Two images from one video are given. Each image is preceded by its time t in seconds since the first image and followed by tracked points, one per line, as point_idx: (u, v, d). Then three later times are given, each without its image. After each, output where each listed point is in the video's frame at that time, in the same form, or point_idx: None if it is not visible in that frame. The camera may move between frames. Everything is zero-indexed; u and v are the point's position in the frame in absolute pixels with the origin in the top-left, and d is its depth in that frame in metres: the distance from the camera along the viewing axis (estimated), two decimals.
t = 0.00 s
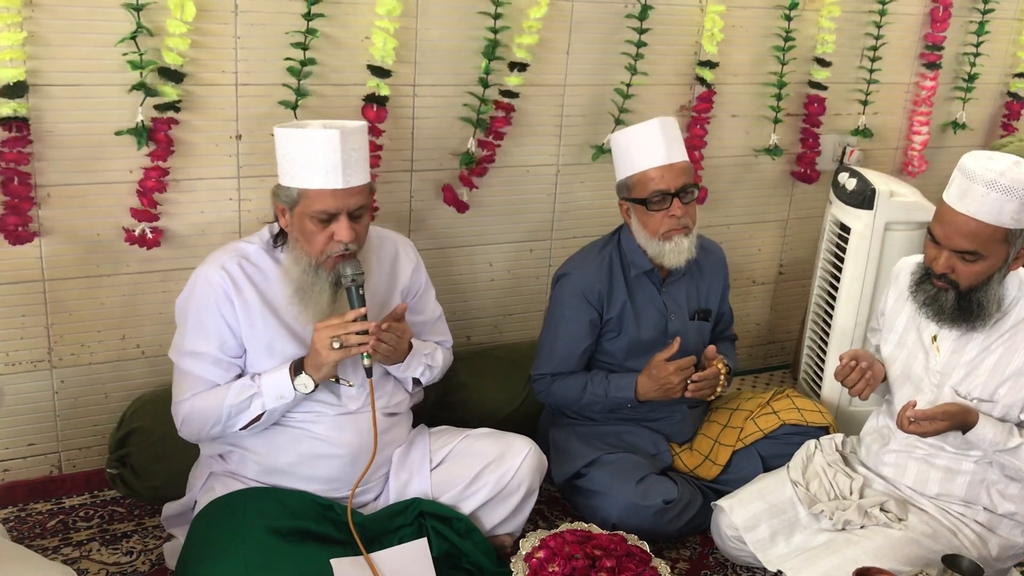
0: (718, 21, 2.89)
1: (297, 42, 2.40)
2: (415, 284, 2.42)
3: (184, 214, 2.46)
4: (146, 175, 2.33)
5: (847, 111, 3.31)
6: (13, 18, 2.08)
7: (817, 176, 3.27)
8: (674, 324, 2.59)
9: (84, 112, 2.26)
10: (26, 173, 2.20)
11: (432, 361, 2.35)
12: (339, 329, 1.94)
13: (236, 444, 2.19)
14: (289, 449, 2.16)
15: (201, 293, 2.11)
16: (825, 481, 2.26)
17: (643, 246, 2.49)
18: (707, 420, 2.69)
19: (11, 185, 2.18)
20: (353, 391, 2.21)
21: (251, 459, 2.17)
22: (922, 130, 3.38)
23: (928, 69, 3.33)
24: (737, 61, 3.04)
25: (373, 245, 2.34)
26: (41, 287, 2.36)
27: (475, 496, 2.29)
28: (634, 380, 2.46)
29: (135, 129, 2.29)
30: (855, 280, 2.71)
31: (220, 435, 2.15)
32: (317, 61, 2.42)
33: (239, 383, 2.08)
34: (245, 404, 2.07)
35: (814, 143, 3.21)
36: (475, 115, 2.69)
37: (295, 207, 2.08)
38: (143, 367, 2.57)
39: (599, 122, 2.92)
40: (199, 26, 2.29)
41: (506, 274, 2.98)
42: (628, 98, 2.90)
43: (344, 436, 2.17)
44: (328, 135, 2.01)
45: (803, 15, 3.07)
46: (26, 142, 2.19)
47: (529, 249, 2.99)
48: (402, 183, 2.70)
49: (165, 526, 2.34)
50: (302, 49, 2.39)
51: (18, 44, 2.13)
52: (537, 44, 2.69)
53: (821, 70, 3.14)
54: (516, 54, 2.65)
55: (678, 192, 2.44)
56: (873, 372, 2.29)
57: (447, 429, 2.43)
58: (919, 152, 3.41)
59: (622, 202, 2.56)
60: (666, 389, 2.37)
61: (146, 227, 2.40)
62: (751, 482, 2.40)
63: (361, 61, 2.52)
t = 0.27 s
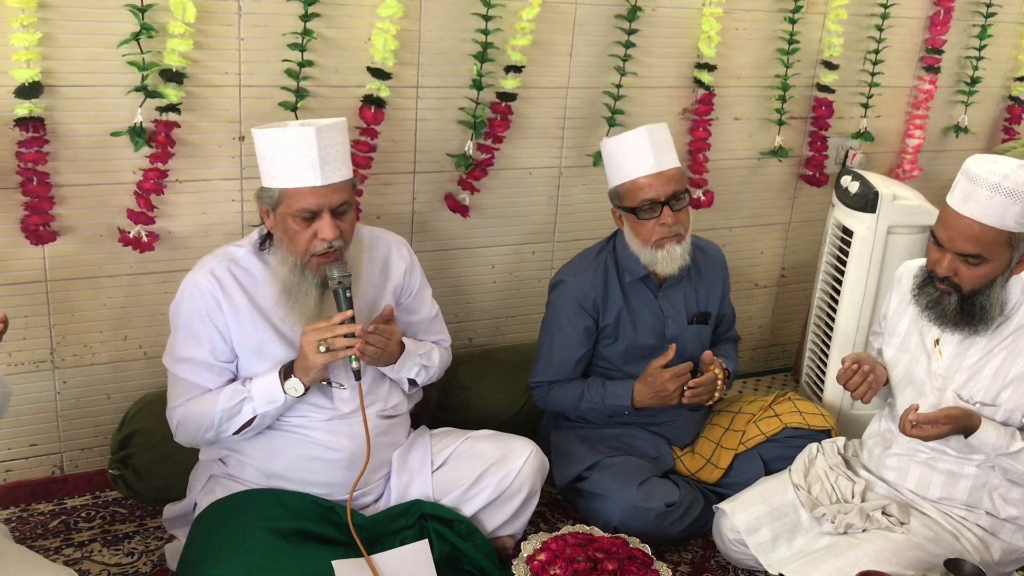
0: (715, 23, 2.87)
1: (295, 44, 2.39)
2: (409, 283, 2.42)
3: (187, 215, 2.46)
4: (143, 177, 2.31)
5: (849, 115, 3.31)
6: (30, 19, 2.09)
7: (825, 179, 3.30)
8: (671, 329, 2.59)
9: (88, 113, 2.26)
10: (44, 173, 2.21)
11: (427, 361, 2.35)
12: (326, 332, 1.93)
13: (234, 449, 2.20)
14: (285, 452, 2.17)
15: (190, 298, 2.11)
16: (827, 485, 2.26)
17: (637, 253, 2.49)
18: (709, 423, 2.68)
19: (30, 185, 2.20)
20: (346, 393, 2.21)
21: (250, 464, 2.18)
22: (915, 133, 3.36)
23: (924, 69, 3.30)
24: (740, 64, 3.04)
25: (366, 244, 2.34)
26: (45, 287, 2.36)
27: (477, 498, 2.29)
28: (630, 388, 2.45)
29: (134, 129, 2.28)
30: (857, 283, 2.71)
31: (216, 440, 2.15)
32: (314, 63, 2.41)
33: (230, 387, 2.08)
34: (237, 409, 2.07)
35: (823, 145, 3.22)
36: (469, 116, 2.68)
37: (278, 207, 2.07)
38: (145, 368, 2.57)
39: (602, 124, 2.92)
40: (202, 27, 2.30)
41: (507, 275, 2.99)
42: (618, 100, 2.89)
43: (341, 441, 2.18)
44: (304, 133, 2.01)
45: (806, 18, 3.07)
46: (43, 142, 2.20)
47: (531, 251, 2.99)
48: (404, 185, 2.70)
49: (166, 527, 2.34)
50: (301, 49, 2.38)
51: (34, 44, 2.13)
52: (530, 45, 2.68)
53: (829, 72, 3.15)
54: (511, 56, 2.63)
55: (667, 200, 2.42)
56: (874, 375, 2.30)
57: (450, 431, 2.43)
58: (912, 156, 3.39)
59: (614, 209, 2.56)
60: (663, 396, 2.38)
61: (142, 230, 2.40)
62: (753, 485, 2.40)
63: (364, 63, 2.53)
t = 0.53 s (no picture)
0: (729, 25, 2.87)
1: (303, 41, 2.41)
2: (407, 283, 2.42)
3: (193, 213, 2.47)
4: (151, 177, 2.32)
5: (854, 118, 3.31)
6: (37, 17, 2.10)
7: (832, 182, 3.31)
8: (674, 332, 2.59)
9: (95, 111, 2.27)
10: (45, 171, 2.22)
11: (427, 361, 2.35)
12: (320, 337, 1.93)
13: (234, 450, 2.20)
14: (286, 454, 2.18)
15: (186, 304, 2.11)
16: (830, 487, 2.26)
17: (640, 257, 2.49)
18: (712, 425, 2.68)
19: (29, 183, 2.20)
20: (344, 395, 2.20)
21: (252, 464, 2.18)
22: (917, 137, 3.37)
23: (928, 74, 3.32)
24: (745, 67, 3.04)
25: (362, 246, 2.34)
26: (50, 285, 2.37)
27: (478, 499, 2.29)
28: (632, 391, 2.45)
29: (134, 129, 2.29)
30: (861, 286, 2.71)
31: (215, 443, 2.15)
32: (322, 63, 2.43)
33: (228, 393, 2.08)
34: (234, 414, 2.07)
35: (830, 148, 3.22)
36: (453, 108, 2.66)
37: (269, 210, 2.07)
38: (149, 365, 2.58)
39: (607, 126, 2.93)
40: (210, 26, 2.30)
41: (511, 276, 2.99)
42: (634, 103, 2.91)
43: (343, 442, 2.19)
44: (291, 135, 2.00)
45: (813, 21, 3.07)
46: (46, 140, 2.20)
47: (535, 252, 2.99)
48: (408, 185, 2.71)
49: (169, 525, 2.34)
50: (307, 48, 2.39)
51: (40, 43, 2.14)
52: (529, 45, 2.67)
53: (837, 75, 3.15)
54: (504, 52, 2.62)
55: (670, 204, 2.42)
56: (879, 379, 2.29)
57: (453, 431, 2.44)
58: (915, 159, 3.39)
59: (618, 213, 2.57)
60: (664, 400, 2.37)
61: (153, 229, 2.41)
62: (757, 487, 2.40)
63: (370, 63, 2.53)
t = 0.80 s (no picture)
0: (736, 27, 2.85)
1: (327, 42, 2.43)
2: (411, 281, 2.42)
3: (203, 210, 2.48)
4: (167, 173, 2.34)
5: (863, 120, 3.31)
6: (32, 13, 2.09)
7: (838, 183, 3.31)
8: (684, 330, 2.60)
9: (106, 107, 2.28)
10: (37, 167, 2.21)
11: (432, 358, 2.36)
12: (324, 338, 1.93)
13: (242, 447, 2.22)
14: (292, 452, 2.19)
15: (191, 306, 2.12)
16: (836, 488, 2.26)
17: (653, 251, 2.50)
18: (718, 426, 2.68)
19: (20, 179, 2.20)
20: (350, 395, 2.21)
21: (260, 462, 2.20)
22: (926, 139, 3.37)
23: (935, 76, 3.31)
24: (754, 68, 3.04)
25: (364, 245, 2.35)
26: (61, 280, 2.39)
27: (484, 497, 2.30)
28: (641, 387, 2.46)
29: (133, 125, 2.30)
30: (868, 288, 2.71)
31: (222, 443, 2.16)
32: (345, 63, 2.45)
33: (233, 394, 2.09)
34: (240, 415, 2.08)
35: (836, 150, 3.22)
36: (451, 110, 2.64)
37: (270, 213, 2.07)
38: (158, 361, 2.59)
39: (616, 126, 2.93)
40: (221, 24, 2.32)
41: (518, 276, 3.00)
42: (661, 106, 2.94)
43: (351, 441, 2.20)
44: (291, 140, 1.99)
45: (822, 23, 3.07)
46: (39, 136, 2.20)
47: (542, 251, 3.00)
48: (417, 184, 2.72)
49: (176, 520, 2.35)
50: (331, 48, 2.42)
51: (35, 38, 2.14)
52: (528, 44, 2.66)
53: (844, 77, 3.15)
54: (503, 49, 2.59)
55: (687, 198, 2.43)
56: (885, 380, 2.29)
57: (460, 429, 2.44)
58: (923, 162, 3.39)
59: (633, 208, 2.57)
60: (674, 397, 2.38)
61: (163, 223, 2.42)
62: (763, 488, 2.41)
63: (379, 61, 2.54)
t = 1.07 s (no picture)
0: (746, 24, 2.87)
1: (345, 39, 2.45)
2: (418, 276, 2.43)
3: (213, 203, 2.49)
4: (159, 161, 2.33)
5: (871, 118, 3.30)
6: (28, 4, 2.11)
7: (842, 182, 3.28)
8: (696, 325, 2.60)
9: (117, 100, 2.30)
10: (29, 158, 2.21)
11: (439, 354, 2.36)
12: (332, 334, 1.93)
13: (250, 441, 2.22)
14: (300, 447, 2.20)
15: (198, 300, 2.13)
16: (842, 485, 2.26)
17: (670, 243, 2.50)
18: (725, 422, 2.68)
19: (12, 170, 2.19)
20: (358, 390, 2.22)
21: (269, 454, 2.20)
22: (935, 138, 3.37)
23: (944, 75, 3.31)
24: (763, 66, 3.04)
25: (372, 240, 2.35)
26: (71, 272, 2.40)
27: (491, 491, 2.31)
28: (652, 378, 2.45)
29: (133, 116, 2.29)
30: (875, 286, 2.71)
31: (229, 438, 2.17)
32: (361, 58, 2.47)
33: (241, 389, 2.10)
34: (248, 410, 2.09)
35: (841, 147, 3.21)
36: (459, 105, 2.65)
37: (278, 210, 2.08)
38: (167, 354, 2.60)
39: (625, 123, 2.93)
40: (232, 18, 2.33)
41: (526, 272, 3.00)
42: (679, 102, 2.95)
43: (359, 436, 2.21)
44: (299, 136, 2.01)
45: (831, 21, 3.08)
46: (33, 128, 2.20)
47: (550, 247, 3.00)
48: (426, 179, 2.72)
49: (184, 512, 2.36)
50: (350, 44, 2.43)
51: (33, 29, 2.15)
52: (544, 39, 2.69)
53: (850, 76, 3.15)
54: (520, 49, 2.63)
55: (707, 191, 2.45)
56: (894, 377, 2.29)
57: (467, 423, 2.45)
58: (931, 161, 3.38)
59: (651, 201, 2.58)
60: (685, 388, 2.37)
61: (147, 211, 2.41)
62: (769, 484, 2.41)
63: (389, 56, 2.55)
